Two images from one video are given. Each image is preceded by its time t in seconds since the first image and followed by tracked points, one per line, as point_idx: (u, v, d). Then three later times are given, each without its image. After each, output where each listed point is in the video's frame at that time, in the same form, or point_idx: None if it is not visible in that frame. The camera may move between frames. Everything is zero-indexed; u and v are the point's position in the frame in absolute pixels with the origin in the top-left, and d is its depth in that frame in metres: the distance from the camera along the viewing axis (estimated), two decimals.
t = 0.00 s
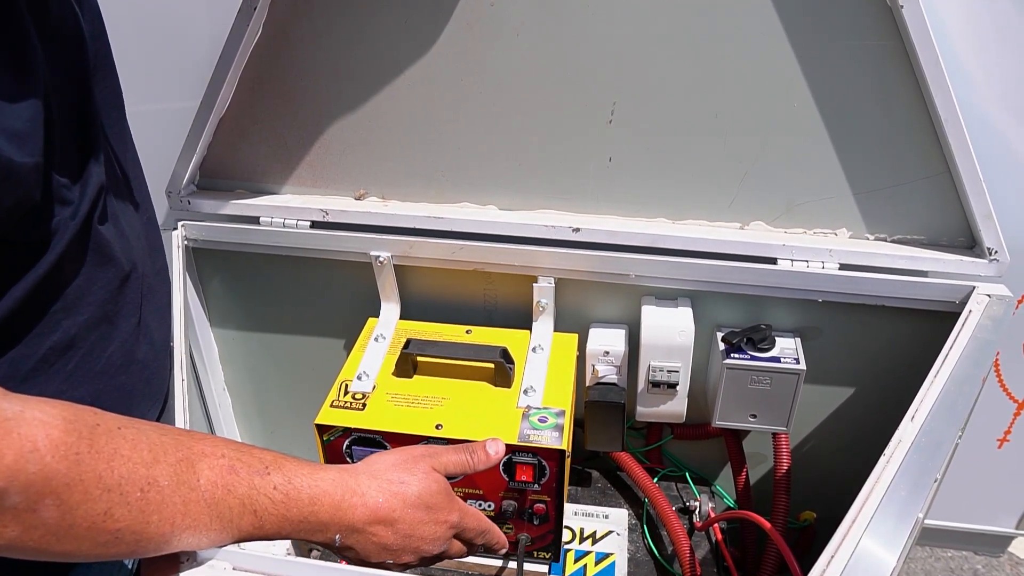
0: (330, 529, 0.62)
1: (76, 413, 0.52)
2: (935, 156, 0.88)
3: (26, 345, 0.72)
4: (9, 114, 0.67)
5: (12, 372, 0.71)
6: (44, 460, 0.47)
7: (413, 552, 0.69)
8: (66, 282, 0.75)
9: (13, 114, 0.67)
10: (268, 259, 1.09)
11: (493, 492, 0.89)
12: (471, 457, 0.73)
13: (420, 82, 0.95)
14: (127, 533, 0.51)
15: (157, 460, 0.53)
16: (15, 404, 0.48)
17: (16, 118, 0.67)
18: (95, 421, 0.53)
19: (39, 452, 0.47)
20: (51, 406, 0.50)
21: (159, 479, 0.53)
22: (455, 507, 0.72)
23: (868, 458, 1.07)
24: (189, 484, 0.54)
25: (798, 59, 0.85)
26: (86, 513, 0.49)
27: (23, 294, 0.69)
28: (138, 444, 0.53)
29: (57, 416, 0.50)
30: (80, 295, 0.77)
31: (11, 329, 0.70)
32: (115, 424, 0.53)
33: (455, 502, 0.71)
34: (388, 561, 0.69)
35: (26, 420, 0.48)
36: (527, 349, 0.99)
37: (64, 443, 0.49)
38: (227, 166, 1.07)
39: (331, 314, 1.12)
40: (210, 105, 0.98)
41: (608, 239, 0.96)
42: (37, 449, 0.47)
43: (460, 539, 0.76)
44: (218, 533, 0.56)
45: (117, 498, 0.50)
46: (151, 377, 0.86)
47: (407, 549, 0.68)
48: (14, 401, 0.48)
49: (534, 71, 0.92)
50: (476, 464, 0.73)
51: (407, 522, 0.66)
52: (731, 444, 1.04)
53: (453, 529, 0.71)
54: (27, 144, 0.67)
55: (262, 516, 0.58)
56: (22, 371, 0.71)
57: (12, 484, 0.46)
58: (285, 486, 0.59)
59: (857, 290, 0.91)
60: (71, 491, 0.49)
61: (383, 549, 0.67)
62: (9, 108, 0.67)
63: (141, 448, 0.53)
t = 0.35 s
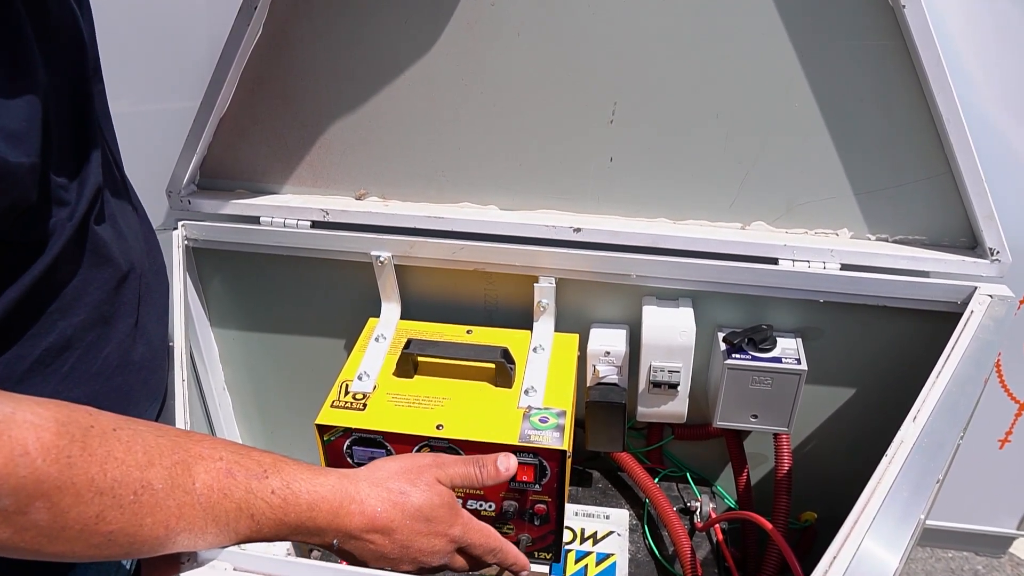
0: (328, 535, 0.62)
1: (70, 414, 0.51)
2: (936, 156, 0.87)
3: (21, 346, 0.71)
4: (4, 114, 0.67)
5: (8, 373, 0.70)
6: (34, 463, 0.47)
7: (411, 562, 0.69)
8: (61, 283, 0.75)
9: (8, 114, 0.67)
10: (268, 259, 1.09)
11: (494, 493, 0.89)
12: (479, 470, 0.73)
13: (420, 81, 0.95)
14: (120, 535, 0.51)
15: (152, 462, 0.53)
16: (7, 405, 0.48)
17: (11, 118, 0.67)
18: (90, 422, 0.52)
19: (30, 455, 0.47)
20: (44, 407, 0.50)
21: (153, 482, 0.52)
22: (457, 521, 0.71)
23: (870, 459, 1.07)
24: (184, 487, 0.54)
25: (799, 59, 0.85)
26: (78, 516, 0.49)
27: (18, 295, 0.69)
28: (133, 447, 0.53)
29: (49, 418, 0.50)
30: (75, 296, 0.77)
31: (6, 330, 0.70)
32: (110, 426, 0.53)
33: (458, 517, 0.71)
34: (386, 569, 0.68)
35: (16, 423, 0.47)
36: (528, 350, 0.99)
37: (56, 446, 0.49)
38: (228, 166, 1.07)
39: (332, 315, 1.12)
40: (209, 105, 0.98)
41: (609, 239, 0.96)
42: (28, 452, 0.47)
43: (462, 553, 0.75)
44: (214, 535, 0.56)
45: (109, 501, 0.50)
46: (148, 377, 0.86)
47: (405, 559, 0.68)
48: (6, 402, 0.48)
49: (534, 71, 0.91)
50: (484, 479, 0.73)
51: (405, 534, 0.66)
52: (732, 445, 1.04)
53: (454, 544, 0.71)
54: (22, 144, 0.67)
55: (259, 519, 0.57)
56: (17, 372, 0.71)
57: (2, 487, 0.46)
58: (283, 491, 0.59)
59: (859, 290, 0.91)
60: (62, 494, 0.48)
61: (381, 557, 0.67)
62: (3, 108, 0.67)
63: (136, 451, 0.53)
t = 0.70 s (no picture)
0: (334, 527, 0.62)
1: (79, 408, 0.51)
2: (937, 155, 0.88)
3: (30, 340, 0.72)
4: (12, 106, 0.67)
5: (16, 368, 0.70)
6: (45, 455, 0.47)
7: (416, 551, 0.70)
8: (70, 277, 0.75)
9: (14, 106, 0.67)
10: (271, 257, 1.09)
11: (496, 489, 0.89)
12: (477, 462, 0.74)
13: (423, 80, 0.95)
14: (128, 530, 0.52)
15: (159, 457, 0.53)
16: (18, 397, 0.48)
17: (21, 111, 0.67)
18: (98, 416, 0.52)
19: (41, 447, 0.47)
20: (54, 400, 0.50)
21: (160, 477, 0.53)
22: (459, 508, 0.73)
23: (871, 457, 1.07)
24: (191, 481, 0.54)
25: (801, 58, 0.85)
26: (86, 509, 0.49)
27: (27, 289, 0.69)
28: (140, 441, 0.53)
29: (59, 411, 0.50)
30: (84, 291, 0.77)
31: (16, 324, 0.70)
32: (118, 421, 0.53)
33: (460, 503, 0.73)
34: (393, 560, 0.69)
35: (27, 414, 0.47)
36: (530, 347, 0.99)
37: (66, 438, 0.49)
38: (231, 164, 1.07)
39: (334, 312, 1.12)
40: (213, 103, 0.99)
41: (610, 237, 0.97)
42: (39, 444, 0.47)
43: (467, 537, 0.79)
44: (221, 529, 0.56)
45: (117, 495, 0.51)
46: (155, 373, 0.86)
47: (411, 549, 0.69)
48: (17, 394, 0.48)
49: (537, 70, 0.92)
50: (483, 468, 0.74)
51: (410, 523, 0.67)
52: (733, 442, 1.04)
53: (457, 529, 0.73)
54: (32, 136, 0.67)
55: (265, 513, 0.58)
56: (27, 366, 0.71)
57: (13, 478, 0.46)
58: (288, 484, 0.59)
59: (859, 288, 0.91)
60: (72, 487, 0.48)
61: (386, 549, 0.67)
62: (14, 100, 0.67)
63: (143, 446, 0.53)
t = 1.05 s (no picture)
0: (341, 516, 0.63)
1: (91, 401, 0.52)
2: (937, 153, 0.88)
3: (42, 335, 0.72)
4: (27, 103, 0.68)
5: (28, 362, 0.71)
6: (58, 447, 0.48)
7: (422, 539, 0.71)
8: (81, 273, 0.76)
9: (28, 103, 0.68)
10: (275, 254, 1.10)
11: (498, 484, 0.90)
12: (476, 449, 0.78)
13: (426, 78, 0.96)
14: (139, 520, 0.52)
15: (169, 449, 0.54)
16: (32, 390, 0.49)
17: (36, 108, 0.68)
18: (109, 409, 0.53)
19: (55, 438, 0.48)
20: (67, 393, 0.51)
21: (171, 468, 0.53)
22: (462, 494, 0.74)
23: (870, 453, 1.08)
24: (200, 473, 0.55)
25: (801, 57, 0.86)
26: (99, 500, 0.50)
27: (41, 284, 0.70)
28: (151, 434, 0.54)
29: (72, 403, 0.50)
30: (94, 286, 0.78)
31: (30, 319, 0.71)
32: (128, 413, 0.54)
33: (463, 489, 0.74)
34: (400, 548, 0.70)
35: (42, 407, 0.48)
36: (532, 343, 1.00)
37: (78, 430, 0.49)
38: (235, 162, 1.08)
39: (337, 309, 1.13)
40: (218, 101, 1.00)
41: (612, 235, 0.97)
42: (52, 436, 0.48)
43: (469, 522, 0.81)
44: (230, 519, 0.57)
45: (129, 486, 0.51)
46: (162, 369, 0.87)
47: (418, 536, 0.70)
48: (31, 387, 0.49)
49: (539, 68, 0.93)
50: (481, 455, 0.78)
51: (416, 510, 0.68)
52: (733, 439, 1.05)
53: (461, 515, 0.74)
54: (48, 134, 0.68)
55: (272, 503, 0.59)
56: (38, 360, 0.72)
57: (28, 469, 0.46)
58: (295, 474, 0.60)
59: (859, 285, 0.92)
60: (84, 479, 0.49)
61: (393, 537, 0.68)
62: (29, 97, 0.68)
63: (153, 438, 0.54)
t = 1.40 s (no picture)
0: (343, 507, 0.64)
1: (95, 399, 0.52)
2: (933, 152, 0.89)
3: (46, 332, 0.73)
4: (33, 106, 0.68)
5: (31, 358, 0.72)
6: (63, 445, 0.48)
7: (424, 525, 0.72)
8: (85, 271, 0.77)
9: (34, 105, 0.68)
10: (276, 252, 1.11)
11: (496, 480, 0.90)
12: (464, 441, 0.81)
13: (426, 77, 0.97)
14: (143, 517, 0.53)
15: (172, 445, 0.54)
16: (37, 389, 0.49)
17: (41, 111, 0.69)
18: (112, 407, 0.53)
19: (60, 437, 0.48)
20: (71, 392, 0.51)
21: (173, 464, 0.54)
22: (462, 480, 0.75)
23: (868, 451, 1.08)
24: (202, 468, 0.55)
25: (798, 56, 0.87)
26: (103, 497, 0.50)
27: (46, 282, 0.71)
28: (153, 431, 0.54)
29: (76, 402, 0.50)
30: (97, 284, 0.78)
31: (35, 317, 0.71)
32: (131, 411, 0.54)
33: (461, 477, 0.75)
34: (402, 536, 0.71)
35: (47, 406, 0.48)
36: (530, 341, 1.00)
37: (83, 429, 0.50)
38: (236, 161, 1.09)
39: (337, 307, 1.14)
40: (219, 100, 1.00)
41: (611, 233, 0.98)
42: (58, 434, 0.48)
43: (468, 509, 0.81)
44: (231, 514, 0.57)
45: (133, 483, 0.52)
46: (163, 366, 0.88)
47: (419, 523, 0.71)
48: (36, 386, 0.49)
49: (538, 67, 0.93)
50: (467, 450, 0.80)
51: (416, 497, 0.69)
52: (731, 436, 1.05)
53: (461, 501, 0.75)
54: (54, 137, 0.69)
55: (273, 496, 0.59)
56: (41, 357, 0.72)
57: (34, 468, 0.47)
58: (296, 467, 0.61)
59: (856, 283, 0.93)
60: (89, 477, 0.50)
61: (395, 525, 0.69)
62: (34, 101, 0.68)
63: (156, 434, 0.54)
